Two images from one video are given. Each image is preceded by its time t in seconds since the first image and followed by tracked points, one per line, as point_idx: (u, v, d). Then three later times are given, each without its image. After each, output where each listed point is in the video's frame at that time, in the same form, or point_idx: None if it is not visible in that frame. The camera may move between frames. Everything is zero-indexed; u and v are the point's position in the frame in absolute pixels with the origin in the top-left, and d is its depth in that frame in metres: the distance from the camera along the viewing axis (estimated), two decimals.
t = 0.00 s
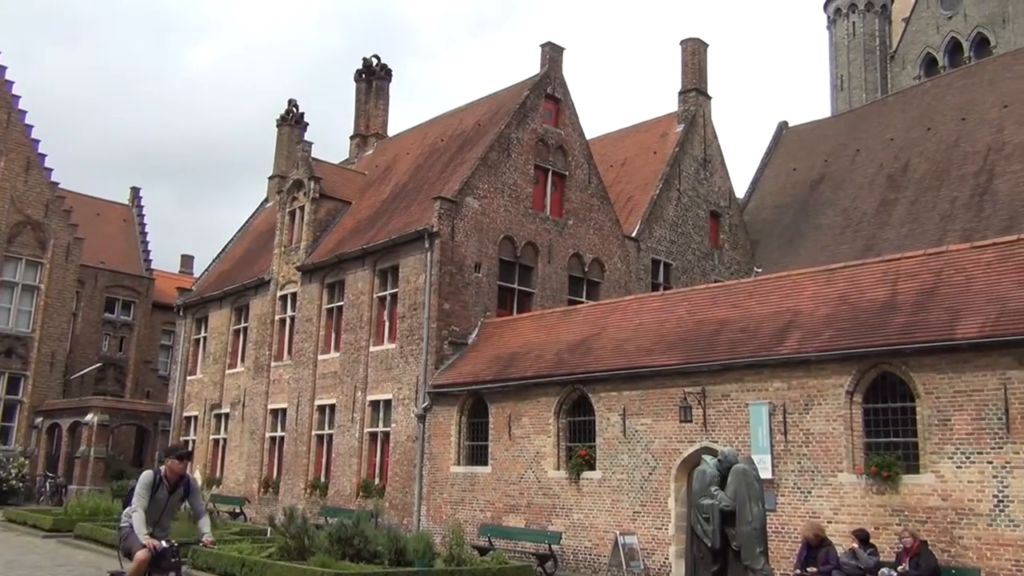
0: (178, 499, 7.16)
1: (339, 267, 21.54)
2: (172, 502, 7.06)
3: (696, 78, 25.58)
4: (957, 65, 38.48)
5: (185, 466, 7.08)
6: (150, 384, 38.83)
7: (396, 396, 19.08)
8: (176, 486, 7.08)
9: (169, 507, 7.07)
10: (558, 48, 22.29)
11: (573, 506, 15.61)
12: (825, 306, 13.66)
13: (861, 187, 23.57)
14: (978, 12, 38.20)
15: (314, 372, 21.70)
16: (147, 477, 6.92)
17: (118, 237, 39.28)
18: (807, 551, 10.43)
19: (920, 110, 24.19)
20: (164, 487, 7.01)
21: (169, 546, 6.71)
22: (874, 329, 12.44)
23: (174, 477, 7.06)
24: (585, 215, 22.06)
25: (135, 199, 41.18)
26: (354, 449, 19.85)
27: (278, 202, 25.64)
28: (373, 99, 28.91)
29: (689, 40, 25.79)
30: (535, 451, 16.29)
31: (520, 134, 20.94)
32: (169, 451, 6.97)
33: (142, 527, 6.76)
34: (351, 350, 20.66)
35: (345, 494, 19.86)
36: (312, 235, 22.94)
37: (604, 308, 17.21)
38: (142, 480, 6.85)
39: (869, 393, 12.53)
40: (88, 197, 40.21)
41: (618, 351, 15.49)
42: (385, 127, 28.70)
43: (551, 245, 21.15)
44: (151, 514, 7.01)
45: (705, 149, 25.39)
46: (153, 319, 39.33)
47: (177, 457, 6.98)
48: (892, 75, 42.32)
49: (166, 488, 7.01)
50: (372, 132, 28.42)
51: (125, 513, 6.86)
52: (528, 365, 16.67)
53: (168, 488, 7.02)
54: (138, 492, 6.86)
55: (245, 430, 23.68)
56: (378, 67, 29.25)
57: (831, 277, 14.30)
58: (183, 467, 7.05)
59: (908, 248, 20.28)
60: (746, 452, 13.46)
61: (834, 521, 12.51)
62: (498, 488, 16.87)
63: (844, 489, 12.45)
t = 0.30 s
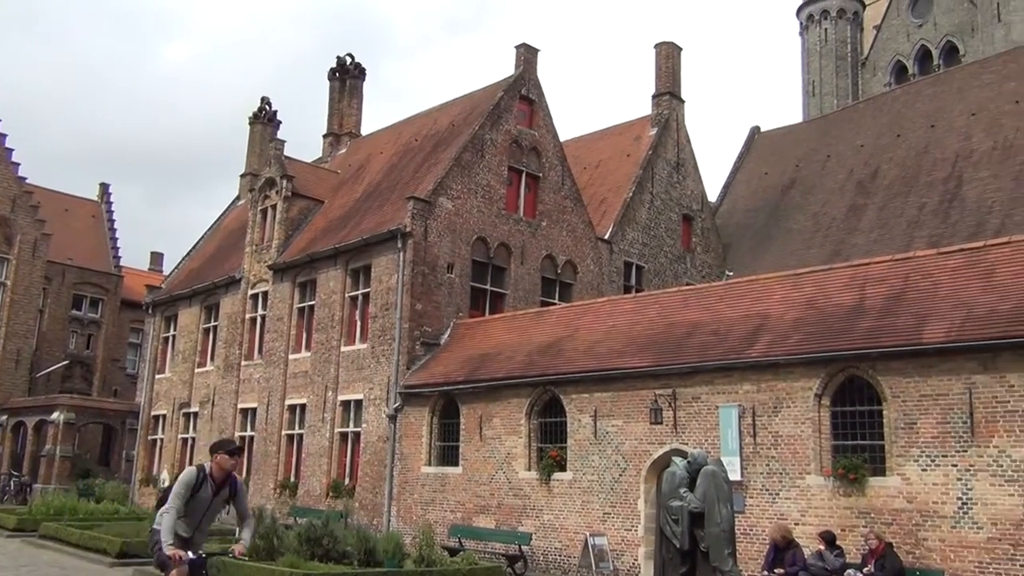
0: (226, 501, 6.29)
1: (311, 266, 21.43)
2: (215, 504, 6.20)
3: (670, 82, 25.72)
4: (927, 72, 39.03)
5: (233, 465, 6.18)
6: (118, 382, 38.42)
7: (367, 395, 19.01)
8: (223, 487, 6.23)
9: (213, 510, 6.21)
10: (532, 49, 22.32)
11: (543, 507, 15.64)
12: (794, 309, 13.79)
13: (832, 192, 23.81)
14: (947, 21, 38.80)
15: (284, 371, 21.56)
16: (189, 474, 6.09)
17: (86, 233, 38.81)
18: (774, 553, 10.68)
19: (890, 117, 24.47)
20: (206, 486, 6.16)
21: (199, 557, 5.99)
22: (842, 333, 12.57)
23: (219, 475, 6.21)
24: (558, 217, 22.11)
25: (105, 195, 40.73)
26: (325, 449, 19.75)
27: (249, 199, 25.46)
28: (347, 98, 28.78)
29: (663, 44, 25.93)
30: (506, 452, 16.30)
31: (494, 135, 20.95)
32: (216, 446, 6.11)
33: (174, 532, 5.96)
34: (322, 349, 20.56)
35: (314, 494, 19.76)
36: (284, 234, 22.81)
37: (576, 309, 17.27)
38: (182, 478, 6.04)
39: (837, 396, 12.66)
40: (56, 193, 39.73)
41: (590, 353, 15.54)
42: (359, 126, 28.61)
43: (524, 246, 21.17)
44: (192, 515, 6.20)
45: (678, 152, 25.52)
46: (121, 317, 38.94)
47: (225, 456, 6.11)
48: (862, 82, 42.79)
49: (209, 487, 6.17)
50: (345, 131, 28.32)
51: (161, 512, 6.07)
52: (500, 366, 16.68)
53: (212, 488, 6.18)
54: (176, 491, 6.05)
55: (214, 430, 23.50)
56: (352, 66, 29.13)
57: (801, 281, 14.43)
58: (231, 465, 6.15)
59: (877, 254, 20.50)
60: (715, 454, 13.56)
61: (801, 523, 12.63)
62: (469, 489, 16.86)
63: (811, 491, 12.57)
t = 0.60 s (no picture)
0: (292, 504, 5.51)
1: (283, 265, 21.30)
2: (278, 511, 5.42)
3: (644, 86, 25.84)
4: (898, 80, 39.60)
5: (301, 466, 5.37)
6: (85, 381, 38.01)
7: (338, 396, 18.91)
8: (287, 491, 5.44)
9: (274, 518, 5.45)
10: (508, 51, 22.33)
11: (514, 509, 15.64)
12: (765, 314, 13.90)
13: (803, 197, 24.02)
14: (918, 30, 39.36)
15: (255, 371, 21.41)
16: (248, 477, 5.31)
17: (54, 230, 38.31)
18: (743, 555, 10.54)
19: (861, 124, 24.73)
20: (268, 490, 5.37)
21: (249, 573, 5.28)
22: (811, 337, 12.68)
23: (285, 477, 5.39)
24: (532, 219, 22.13)
25: (73, 191, 40.22)
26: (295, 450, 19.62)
27: (221, 197, 25.26)
28: (321, 97, 28.63)
29: (638, 48, 26.05)
30: (477, 453, 16.29)
31: (469, 136, 20.93)
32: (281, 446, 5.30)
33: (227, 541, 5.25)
34: (293, 349, 20.44)
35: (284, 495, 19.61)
36: (256, 232, 22.65)
37: (549, 311, 17.29)
38: (241, 482, 5.26)
39: (806, 400, 12.77)
40: (25, 188, 39.18)
41: (562, 355, 15.57)
42: (333, 125, 28.47)
43: (497, 247, 21.17)
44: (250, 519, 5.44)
45: (652, 156, 25.63)
46: (88, 315, 38.49)
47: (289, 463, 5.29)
48: (835, 89, 43.24)
49: (271, 492, 5.37)
50: (319, 130, 28.18)
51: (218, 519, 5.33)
52: (472, 367, 16.66)
53: (274, 492, 5.39)
54: (235, 495, 5.28)
55: (182, 429, 23.27)
56: (326, 65, 28.98)
57: (772, 286, 14.55)
58: (300, 466, 5.34)
59: (847, 259, 20.70)
60: (686, 457, 13.63)
61: (770, 525, 12.72)
62: (440, 490, 16.83)
63: (780, 494, 12.67)
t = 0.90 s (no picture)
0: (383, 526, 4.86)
1: (256, 265, 21.17)
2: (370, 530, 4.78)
3: (620, 90, 25.95)
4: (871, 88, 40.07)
5: (399, 480, 4.79)
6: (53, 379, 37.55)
7: (310, 397, 18.82)
8: (381, 506, 4.82)
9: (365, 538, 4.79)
10: (484, 53, 22.35)
11: (486, 511, 15.64)
12: (737, 318, 13.99)
13: (775, 203, 24.22)
14: (890, 39, 39.86)
15: (226, 371, 21.26)
16: (340, 485, 4.69)
17: (23, 227, 37.76)
18: (714, 558, 10.59)
19: (834, 131, 24.97)
20: (360, 502, 4.74)
21: None
22: (782, 342, 12.78)
23: (379, 491, 4.79)
24: (506, 221, 22.14)
25: (43, 188, 39.69)
26: (266, 451, 19.50)
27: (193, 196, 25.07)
28: (296, 96, 28.48)
29: (614, 52, 26.15)
30: (450, 455, 16.27)
31: (444, 138, 20.91)
32: (378, 453, 4.72)
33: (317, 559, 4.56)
34: (265, 350, 20.31)
35: (254, 496, 19.48)
36: (229, 232, 22.49)
37: (523, 314, 17.30)
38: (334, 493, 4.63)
39: (777, 404, 12.88)
40: None
41: (535, 357, 15.59)
42: (308, 124, 28.35)
43: (471, 249, 21.16)
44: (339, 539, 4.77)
45: (626, 160, 25.74)
46: (57, 313, 38.03)
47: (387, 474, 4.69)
48: (808, 96, 43.63)
49: (364, 506, 4.75)
50: (293, 130, 28.05)
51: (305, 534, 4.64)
52: (446, 369, 16.64)
53: (366, 506, 4.76)
54: (325, 506, 4.64)
55: (152, 430, 23.06)
56: (302, 64, 28.83)
57: (744, 290, 14.65)
58: (399, 479, 4.76)
59: (818, 265, 20.89)
60: (657, 459, 13.69)
61: (740, 528, 12.81)
62: (412, 492, 16.79)
63: (750, 497, 12.76)
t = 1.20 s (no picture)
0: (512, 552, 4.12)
1: (231, 265, 21.02)
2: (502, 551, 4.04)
3: (598, 94, 26.03)
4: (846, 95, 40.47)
5: (534, 500, 4.15)
6: (22, 378, 37.05)
7: (285, 398, 18.71)
8: (511, 528, 4.11)
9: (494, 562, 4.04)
10: (463, 55, 22.33)
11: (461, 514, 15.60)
12: (712, 322, 14.06)
13: (752, 208, 24.36)
14: (866, 47, 40.29)
15: (200, 371, 21.09)
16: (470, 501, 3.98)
17: None
18: (687, 561, 10.41)
19: (810, 137, 25.17)
20: (492, 522, 4.03)
21: None
22: (757, 346, 12.85)
23: (512, 510, 4.11)
24: (483, 223, 22.12)
25: (15, 185, 39.18)
26: (239, 452, 19.36)
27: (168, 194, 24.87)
28: (274, 96, 28.31)
29: (593, 56, 26.23)
30: (425, 458, 16.22)
31: (422, 140, 20.87)
32: (513, 464, 4.10)
33: None
34: (240, 350, 20.17)
35: (227, 498, 19.33)
36: (204, 231, 22.32)
37: (500, 316, 17.30)
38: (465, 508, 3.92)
39: (752, 408, 12.95)
40: None
41: (511, 360, 15.59)
42: (285, 124, 28.21)
43: (448, 251, 21.13)
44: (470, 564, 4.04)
45: (604, 164, 25.80)
46: (28, 312, 37.54)
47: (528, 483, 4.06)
48: (785, 102, 43.95)
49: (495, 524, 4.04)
50: (271, 129, 27.91)
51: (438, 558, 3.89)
52: (421, 371, 16.60)
53: (498, 525, 4.05)
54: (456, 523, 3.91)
55: (124, 430, 22.82)
56: (280, 63, 28.67)
57: (720, 294, 14.73)
58: (536, 498, 4.12)
59: (793, 270, 21.03)
60: (633, 463, 13.71)
61: (714, 532, 12.85)
62: (386, 494, 16.71)
63: (724, 501, 12.81)
